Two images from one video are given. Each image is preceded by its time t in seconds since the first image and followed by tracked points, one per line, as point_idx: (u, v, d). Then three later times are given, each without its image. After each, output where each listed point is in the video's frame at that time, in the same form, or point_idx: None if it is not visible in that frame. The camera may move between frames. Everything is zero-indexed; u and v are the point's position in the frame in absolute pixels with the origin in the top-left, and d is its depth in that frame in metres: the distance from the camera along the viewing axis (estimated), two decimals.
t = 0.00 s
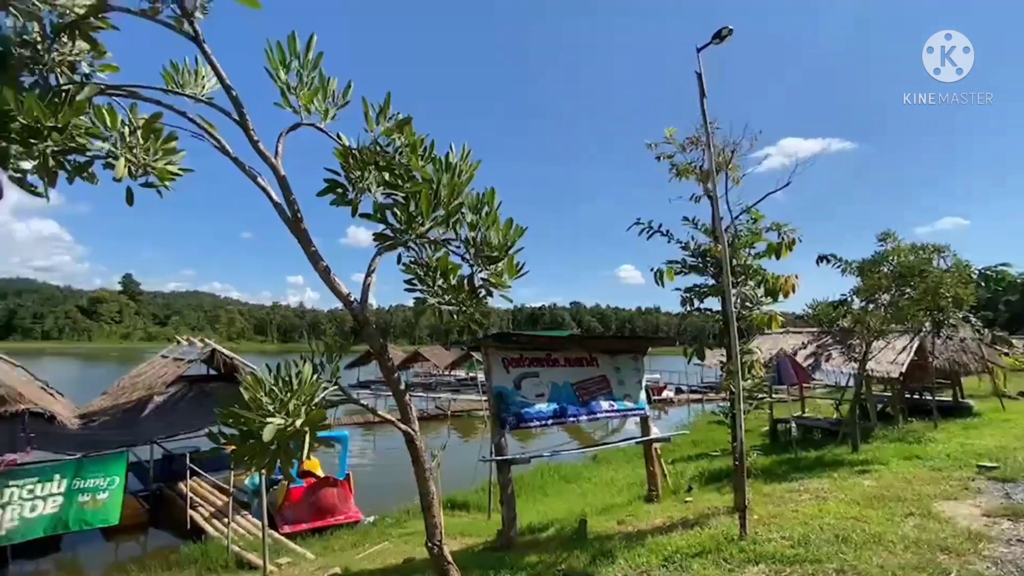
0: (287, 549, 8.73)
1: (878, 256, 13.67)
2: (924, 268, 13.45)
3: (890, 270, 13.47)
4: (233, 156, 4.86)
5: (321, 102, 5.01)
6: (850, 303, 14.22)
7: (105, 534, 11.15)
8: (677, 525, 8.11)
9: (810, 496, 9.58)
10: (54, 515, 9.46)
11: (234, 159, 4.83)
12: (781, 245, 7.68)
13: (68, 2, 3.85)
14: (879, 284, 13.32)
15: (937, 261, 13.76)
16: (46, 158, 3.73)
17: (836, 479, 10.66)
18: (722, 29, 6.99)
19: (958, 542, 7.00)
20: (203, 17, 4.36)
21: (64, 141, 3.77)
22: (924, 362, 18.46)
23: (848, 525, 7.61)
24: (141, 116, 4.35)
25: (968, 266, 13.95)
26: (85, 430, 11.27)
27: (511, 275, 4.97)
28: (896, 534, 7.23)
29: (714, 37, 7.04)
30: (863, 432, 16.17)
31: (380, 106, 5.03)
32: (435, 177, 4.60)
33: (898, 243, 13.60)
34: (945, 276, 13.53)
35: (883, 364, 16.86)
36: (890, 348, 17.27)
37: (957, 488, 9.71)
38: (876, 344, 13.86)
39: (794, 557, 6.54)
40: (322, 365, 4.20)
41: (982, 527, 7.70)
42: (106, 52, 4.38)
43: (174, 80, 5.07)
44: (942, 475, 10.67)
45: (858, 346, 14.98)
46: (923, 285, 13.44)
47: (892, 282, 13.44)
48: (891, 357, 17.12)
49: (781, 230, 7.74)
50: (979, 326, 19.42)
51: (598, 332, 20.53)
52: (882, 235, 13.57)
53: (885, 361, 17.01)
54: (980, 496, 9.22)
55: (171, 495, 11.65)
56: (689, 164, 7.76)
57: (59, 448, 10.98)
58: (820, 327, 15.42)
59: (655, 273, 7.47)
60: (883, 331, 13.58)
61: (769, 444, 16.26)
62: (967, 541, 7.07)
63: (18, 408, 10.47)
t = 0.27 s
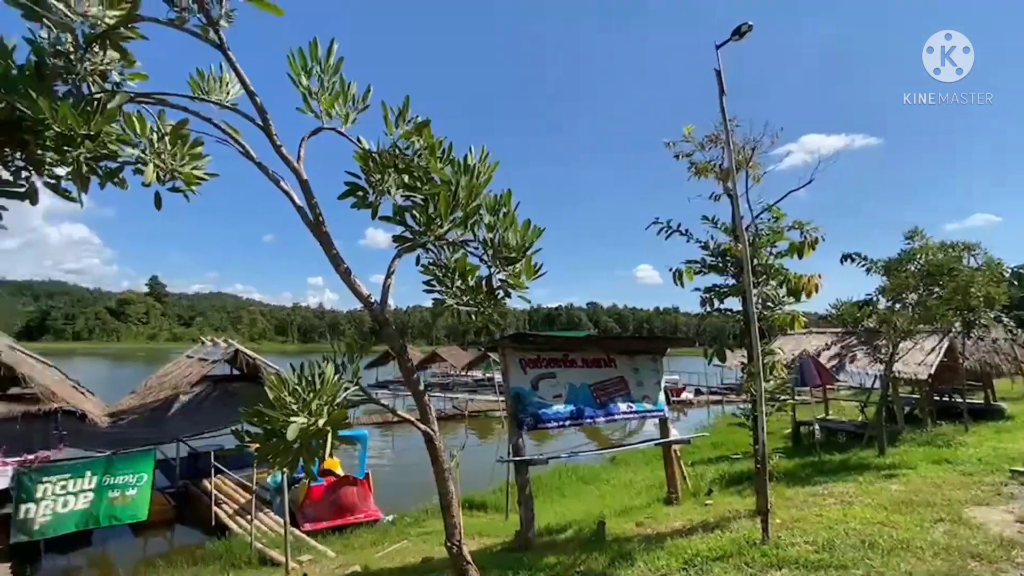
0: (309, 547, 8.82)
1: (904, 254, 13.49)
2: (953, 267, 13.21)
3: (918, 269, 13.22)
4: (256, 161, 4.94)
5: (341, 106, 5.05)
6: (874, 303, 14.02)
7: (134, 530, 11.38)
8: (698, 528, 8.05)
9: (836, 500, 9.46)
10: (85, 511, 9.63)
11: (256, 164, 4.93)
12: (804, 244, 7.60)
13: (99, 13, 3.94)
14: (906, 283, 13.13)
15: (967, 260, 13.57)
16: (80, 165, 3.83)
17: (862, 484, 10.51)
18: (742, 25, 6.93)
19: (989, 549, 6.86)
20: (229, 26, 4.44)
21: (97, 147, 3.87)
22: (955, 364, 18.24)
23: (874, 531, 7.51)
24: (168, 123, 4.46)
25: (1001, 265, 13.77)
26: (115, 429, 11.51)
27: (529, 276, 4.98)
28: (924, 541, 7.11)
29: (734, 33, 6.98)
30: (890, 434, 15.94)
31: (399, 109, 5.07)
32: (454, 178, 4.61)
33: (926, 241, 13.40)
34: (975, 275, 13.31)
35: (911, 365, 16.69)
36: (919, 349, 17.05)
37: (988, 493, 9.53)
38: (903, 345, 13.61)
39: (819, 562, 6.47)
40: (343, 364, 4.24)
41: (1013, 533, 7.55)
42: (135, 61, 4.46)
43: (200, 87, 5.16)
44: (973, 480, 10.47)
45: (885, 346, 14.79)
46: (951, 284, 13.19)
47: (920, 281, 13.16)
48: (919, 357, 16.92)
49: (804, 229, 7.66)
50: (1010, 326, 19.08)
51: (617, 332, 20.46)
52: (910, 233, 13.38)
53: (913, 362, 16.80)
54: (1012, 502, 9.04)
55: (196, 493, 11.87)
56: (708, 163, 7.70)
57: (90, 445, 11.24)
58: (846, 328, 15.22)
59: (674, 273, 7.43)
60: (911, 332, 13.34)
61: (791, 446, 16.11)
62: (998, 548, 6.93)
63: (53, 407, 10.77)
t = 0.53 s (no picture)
0: (330, 544, 8.91)
1: (934, 252, 13.28)
2: (986, 264, 12.98)
3: (948, 267, 13.05)
4: (280, 165, 4.98)
5: (362, 111, 5.09)
6: (902, 302, 13.75)
7: (162, 526, 11.65)
8: (719, 531, 8.00)
9: (862, 505, 9.35)
10: (115, 506, 9.83)
11: (280, 168, 4.95)
12: (828, 243, 7.52)
13: (129, 22, 4.04)
14: (936, 282, 12.88)
15: (999, 258, 13.34)
16: (112, 171, 3.85)
17: (889, 488, 10.36)
18: (763, 20, 6.87)
19: (1020, 556, 6.73)
20: (253, 34, 4.44)
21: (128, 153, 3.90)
22: (988, 365, 17.94)
23: (902, 537, 7.40)
24: (195, 129, 4.48)
25: None
26: (144, 427, 11.76)
27: (547, 277, 4.99)
28: (954, 547, 6.99)
29: (754, 29, 6.93)
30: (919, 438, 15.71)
31: (418, 112, 5.11)
32: (472, 180, 4.63)
33: (956, 238, 13.21)
34: (1008, 273, 13.12)
35: (941, 366, 16.49)
36: (950, 350, 16.82)
37: (1019, 498, 9.36)
38: (933, 345, 13.29)
39: (844, 568, 6.39)
40: (364, 365, 4.25)
41: None
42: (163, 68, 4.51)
43: (225, 93, 5.22)
44: (1005, 485, 10.28)
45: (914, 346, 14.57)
46: (983, 283, 12.94)
47: (950, 280, 12.96)
48: (951, 358, 16.71)
49: (827, 227, 7.58)
50: None
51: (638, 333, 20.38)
52: (939, 231, 13.18)
53: (944, 362, 16.59)
54: None
55: (222, 491, 11.91)
56: (728, 161, 7.64)
57: (121, 443, 11.57)
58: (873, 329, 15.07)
59: (694, 273, 7.39)
60: (941, 331, 12.97)
61: (815, 449, 15.94)
62: None
63: (86, 404, 11.18)
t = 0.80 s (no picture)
0: (351, 542, 8.99)
1: (964, 250, 13.07)
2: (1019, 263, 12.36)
3: (981, 265, 12.76)
4: (302, 168, 5.04)
5: (382, 114, 5.14)
6: (933, 301, 13.54)
7: (188, 521, 11.68)
8: (741, 535, 7.92)
9: (891, 510, 9.21)
10: (145, 501, 9.99)
11: (303, 172, 5.01)
12: (853, 242, 7.42)
13: (157, 30, 4.11)
14: (967, 281, 12.64)
15: None
16: (141, 176, 3.94)
17: (919, 493, 10.20)
18: (784, 14, 6.78)
19: None
20: (276, 40, 4.48)
21: (157, 159, 3.99)
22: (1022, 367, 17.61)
23: (933, 544, 7.25)
24: (220, 134, 4.55)
25: None
26: (171, 425, 12.13)
27: (566, 277, 5.00)
28: (988, 555, 6.83)
29: (776, 24, 6.84)
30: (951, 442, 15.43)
31: (438, 115, 5.14)
32: (490, 181, 4.64)
33: (989, 236, 12.93)
34: None
35: (974, 368, 16.30)
36: (983, 352, 16.57)
37: None
38: (965, 346, 13.19)
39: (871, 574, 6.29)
40: (384, 364, 4.27)
41: None
42: (190, 75, 4.57)
43: (250, 99, 5.32)
44: None
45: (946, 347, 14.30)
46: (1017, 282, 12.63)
47: (983, 279, 12.68)
48: (983, 360, 16.47)
49: (853, 225, 7.47)
50: None
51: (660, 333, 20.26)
52: (970, 228, 12.91)
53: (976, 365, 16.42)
54: None
55: (247, 488, 12.24)
56: (750, 158, 7.57)
57: (150, 440, 12.14)
58: (901, 330, 14.87)
59: (714, 272, 7.30)
60: (973, 332, 12.86)
61: (841, 453, 15.74)
62: None
63: (114, 403, 11.18)
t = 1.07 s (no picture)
0: (372, 540, 9.05)
1: (999, 248, 12.77)
2: None
3: (1016, 264, 12.45)
4: (324, 172, 5.09)
5: (402, 117, 5.18)
6: (967, 300, 13.26)
7: (214, 517, 11.86)
8: (765, 539, 7.82)
9: (923, 517, 9.04)
10: (173, 498, 10.15)
11: (325, 175, 5.06)
12: (881, 239, 7.29)
13: (185, 39, 4.13)
14: (1003, 280, 12.32)
15: None
16: (170, 181, 3.99)
17: (952, 500, 10.00)
18: (808, 8, 6.68)
19: None
20: (298, 45, 4.51)
21: (186, 164, 4.04)
22: None
23: (969, 552, 7.03)
24: (245, 138, 4.61)
25: None
26: (196, 424, 12.29)
27: (585, 278, 5.00)
28: None
29: (799, 17, 6.73)
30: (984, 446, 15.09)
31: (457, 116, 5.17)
32: (508, 182, 4.65)
33: None
34: None
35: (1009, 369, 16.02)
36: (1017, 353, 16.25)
37: None
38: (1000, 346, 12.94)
39: None
40: (404, 364, 4.29)
41: None
42: (216, 81, 4.59)
43: (274, 104, 5.39)
44: None
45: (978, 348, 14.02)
46: None
47: (1018, 278, 12.36)
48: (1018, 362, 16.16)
49: (880, 223, 7.33)
50: None
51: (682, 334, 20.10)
52: (1004, 225, 12.63)
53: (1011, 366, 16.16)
54: None
55: (270, 485, 12.39)
56: (772, 155, 7.48)
57: (176, 438, 12.23)
58: (932, 330, 14.60)
59: (736, 271, 7.15)
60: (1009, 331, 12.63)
61: (869, 457, 15.51)
62: None
63: (144, 402, 11.35)
